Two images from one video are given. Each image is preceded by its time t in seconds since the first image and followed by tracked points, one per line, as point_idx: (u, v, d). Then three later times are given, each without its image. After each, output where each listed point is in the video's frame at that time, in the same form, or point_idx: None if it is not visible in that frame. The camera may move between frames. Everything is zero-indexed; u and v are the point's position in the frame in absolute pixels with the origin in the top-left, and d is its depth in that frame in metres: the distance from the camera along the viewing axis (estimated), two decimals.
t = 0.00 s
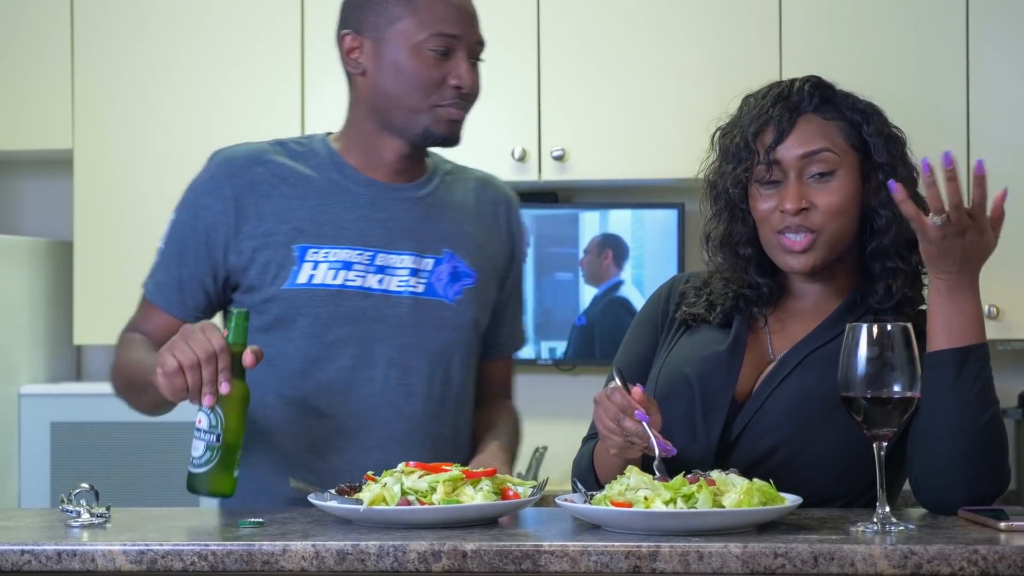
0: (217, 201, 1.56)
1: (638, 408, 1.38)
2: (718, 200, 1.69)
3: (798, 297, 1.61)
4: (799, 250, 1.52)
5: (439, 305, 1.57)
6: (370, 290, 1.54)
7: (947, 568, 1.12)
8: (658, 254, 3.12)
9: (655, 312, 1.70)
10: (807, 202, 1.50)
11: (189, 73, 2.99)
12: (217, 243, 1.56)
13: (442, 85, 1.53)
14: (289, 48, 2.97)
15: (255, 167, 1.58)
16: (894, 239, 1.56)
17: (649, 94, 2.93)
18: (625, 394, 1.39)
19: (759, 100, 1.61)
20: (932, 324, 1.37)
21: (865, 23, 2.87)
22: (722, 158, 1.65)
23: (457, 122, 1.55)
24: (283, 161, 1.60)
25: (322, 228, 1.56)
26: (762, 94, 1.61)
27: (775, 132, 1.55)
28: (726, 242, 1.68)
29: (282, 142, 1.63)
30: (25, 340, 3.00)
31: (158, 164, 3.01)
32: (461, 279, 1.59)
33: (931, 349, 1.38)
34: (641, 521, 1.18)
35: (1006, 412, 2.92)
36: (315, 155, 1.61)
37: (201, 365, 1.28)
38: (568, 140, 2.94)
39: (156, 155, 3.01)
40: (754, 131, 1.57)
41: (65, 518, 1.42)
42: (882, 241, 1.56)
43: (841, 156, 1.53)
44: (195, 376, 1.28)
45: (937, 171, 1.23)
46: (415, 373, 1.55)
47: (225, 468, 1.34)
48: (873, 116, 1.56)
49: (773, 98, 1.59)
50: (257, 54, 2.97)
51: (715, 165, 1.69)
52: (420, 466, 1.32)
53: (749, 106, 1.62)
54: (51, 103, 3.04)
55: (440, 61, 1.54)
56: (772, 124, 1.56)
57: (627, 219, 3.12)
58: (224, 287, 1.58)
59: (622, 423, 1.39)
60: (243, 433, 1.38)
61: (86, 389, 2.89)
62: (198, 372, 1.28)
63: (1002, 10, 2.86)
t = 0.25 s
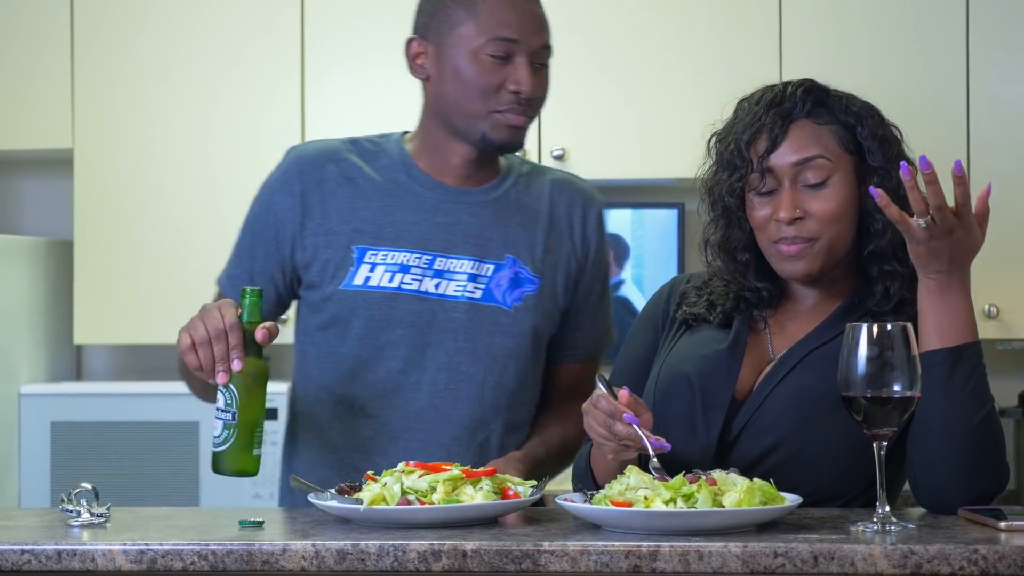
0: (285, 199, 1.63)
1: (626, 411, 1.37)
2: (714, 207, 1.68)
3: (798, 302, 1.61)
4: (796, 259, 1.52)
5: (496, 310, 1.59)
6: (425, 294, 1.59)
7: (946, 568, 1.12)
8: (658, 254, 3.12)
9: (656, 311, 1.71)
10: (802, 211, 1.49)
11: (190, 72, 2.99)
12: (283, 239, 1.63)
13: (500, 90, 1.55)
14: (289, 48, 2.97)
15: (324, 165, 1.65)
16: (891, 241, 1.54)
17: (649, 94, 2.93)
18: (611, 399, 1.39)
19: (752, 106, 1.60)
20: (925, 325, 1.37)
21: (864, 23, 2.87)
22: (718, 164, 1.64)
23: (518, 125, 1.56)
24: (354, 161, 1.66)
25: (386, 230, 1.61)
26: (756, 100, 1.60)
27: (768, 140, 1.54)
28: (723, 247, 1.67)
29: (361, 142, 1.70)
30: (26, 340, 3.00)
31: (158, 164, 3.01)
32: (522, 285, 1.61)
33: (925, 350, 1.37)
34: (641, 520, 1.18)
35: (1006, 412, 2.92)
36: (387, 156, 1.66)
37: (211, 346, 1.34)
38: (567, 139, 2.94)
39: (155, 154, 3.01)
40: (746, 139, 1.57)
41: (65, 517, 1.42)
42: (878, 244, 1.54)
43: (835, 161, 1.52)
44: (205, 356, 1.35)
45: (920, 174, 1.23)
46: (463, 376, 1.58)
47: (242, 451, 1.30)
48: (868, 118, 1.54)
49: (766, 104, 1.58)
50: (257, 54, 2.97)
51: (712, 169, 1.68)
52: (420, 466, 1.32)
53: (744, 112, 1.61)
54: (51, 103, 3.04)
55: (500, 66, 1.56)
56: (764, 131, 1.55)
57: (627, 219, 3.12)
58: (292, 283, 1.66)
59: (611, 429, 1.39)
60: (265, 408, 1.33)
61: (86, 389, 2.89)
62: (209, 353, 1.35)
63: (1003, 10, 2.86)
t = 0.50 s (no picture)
0: (325, 189, 1.80)
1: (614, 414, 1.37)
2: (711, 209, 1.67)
3: (795, 305, 1.62)
4: (784, 266, 1.52)
5: (526, 305, 1.74)
6: (456, 285, 1.74)
7: (946, 568, 1.12)
8: (657, 254, 3.12)
9: (655, 310, 1.70)
10: (788, 221, 1.49)
11: (190, 72, 2.99)
12: (325, 228, 1.80)
13: (530, 82, 1.70)
14: (289, 48, 2.97)
15: (364, 158, 1.82)
16: (880, 250, 1.53)
17: (649, 94, 2.93)
18: (597, 405, 1.38)
19: (747, 112, 1.59)
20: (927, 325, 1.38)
21: (864, 23, 2.87)
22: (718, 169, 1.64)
23: (546, 117, 1.72)
24: (393, 156, 1.83)
25: (422, 223, 1.78)
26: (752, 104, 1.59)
27: (759, 148, 1.53)
28: (719, 248, 1.67)
29: (401, 138, 1.87)
30: (25, 340, 3.00)
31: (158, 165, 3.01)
32: (553, 282, 1.75)
33: (926, 350, 1.38)
34: (641, 521, 1.18)
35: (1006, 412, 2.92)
36: (427, 153, 1.83)
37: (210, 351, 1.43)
38: (567, 140, 2.94)
39: (155, 154, 3.01)
40: (738, 146, 1.56)
41: (66, 518, 1.42)
42: (867, 253, 1.53)
43: (824, 170, 1.51)
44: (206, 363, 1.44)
45: (929, 166, 1.26)
46: (487, 368, 1.73)
47: (247, 454, 1.35)
48: (862, 127, 1.53)
49: (761, 111, 1.56)
50: (257, 53, 2.97)
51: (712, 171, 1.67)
52: (420, 467, 1.32)
53: (741, 117, 1.60)
54: (51, 103, 3.04)
55: (530, 59, 1.71)
56: (755, 138, 1.54)
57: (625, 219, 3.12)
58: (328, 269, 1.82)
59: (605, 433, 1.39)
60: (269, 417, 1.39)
61: (86, 389, 2.89)
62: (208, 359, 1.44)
63: (1003, 10, 2.86)
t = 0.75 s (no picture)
0: (337, 188, 1.80)
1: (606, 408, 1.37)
2: (715, 215, 1.66)
3: (799, 306, 1.62)
4: (806, 269, 1.51)
5: (537, 305, 1.76)
6: (469, 286, 1.76)
7: (947, 568, 1.12)
8: (656, 254, 3.12)
9: (655, 313, 1.70)
10: (813, 224, 1.47)
11: (190, 72, 2.99)
12: (330, 226, 1.80)
13: (549, 92, 1.71)
14: (289, 48, 2.97)
15: (374, 157, 1.82)
16: (897, 249, 1.53)
17: (648, 94, 2.93)
18: (587, 401, 1.38)
19: (757, 115, 1.57)
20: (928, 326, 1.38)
21: (864, 24, 2.87)
22: (720, 173, 1.61)
23: (561, 126, 1.73)
24: (402, 158, 1.84)
25: (432, 223, 1.78)
26: (759, 108, 1.57)
27: (777, 152, 1.51)
28: (724, 253, 1.65)
29: (406, 138, 1.88)
30: (25, 341, 3.00)
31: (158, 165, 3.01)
32: (562, 282, 1.78)
33: (927, 351, 1.39)
34: (641, 521, 1.18)
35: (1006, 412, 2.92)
36: (434, 153, 1.84)
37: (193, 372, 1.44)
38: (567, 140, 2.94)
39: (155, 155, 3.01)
40: (755, 150, 1.54)
41: (66, 518, 1.42)
42: (885, 252, 1.53)
43: (843, 171, 1.50)
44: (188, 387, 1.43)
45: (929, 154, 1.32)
46: (503, 368, 1.75)
47: (235, 477, 1.34)
48: (872, 126, 1.52)
49: (772, 114, 1.54)
50: (257, 53, 2.97)
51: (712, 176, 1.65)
52: (420, 467, 1.32)
53: (748, 121, 1.58)
54: (51, 103, 3.04)
55: (549, 69, 1.72)
56: (773, 142, 1.52)
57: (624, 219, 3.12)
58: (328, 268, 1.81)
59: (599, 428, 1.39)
60: (254, 437, 1.37)
61: (86, 389, 2.89)
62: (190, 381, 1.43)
63: (1003, 10, 2.86)
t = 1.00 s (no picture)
0: (335, 192, 1.79)
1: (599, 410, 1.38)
2: (714, 212, 1.66)
3: (798, 306, 1.61)
4: (797, 270, 1.51)
5: (532, 307, 1.75)
6: (463, 288, 1.74)
7: (947, 568, 1.12)
8: (655, 254, 3.12)
9: (655, 312, 1.70)
10: (804, 225, 1.47)
11: (190, 71, 2.99)
12: (334, 231, 1.78)
13: (474, 76, 1.73)
14: (289, 47, 2.97)
15: (372, 161, 1.82)
16: (891, 252, 1.52)
17: (649, 93, 2.93)
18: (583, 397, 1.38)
19: (756, 112, 1.56)
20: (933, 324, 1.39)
21: (864, 23, 2.87)
22: (720, 169, 1.61)
23: (501, 104, 1.73)
24: (399, 161, 1.83)
25: (425, 226, 1.78)
26: (759, 105, 1.57)
27: (772, 150, 1.50)
28: (723, 251, 1.65)
29: (403, 142, 1.87)
30: (25, 340, 3.00)
31: (158, 164, 3.01)
32: (557, 284, 1.76)
33: (931, 348, 1.39)
34: (641, 520, 1.18)
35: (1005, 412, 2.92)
36: (431, 157, 1.83)
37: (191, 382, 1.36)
38: (567, 139, 2.94)
39: (155, 154, 3.01)
40: (751, 148, 1.53)
41: (66, 517, 1.42)
42: (878, 255, 1.52)
43: (838, 173, 1.49)
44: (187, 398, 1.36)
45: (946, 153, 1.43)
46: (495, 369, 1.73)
47: (232, 492, 1.34)
48: (871, 128, 1.51)
49: (770, 112, 1.54)
50: (257, 52, 2.97)
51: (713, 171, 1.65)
52: (420, 466, 1.32)
53: (748, 118, 1.58)
54: (51, 102, 3.04)
55: (473, 55, 1.74)
56: (769, 140, 1.51)
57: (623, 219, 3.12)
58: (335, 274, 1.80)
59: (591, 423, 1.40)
60: (254, 447, 1.34)
61: (86, 388, 2.89)
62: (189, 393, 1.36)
63: (1003, 9, 2.86)
